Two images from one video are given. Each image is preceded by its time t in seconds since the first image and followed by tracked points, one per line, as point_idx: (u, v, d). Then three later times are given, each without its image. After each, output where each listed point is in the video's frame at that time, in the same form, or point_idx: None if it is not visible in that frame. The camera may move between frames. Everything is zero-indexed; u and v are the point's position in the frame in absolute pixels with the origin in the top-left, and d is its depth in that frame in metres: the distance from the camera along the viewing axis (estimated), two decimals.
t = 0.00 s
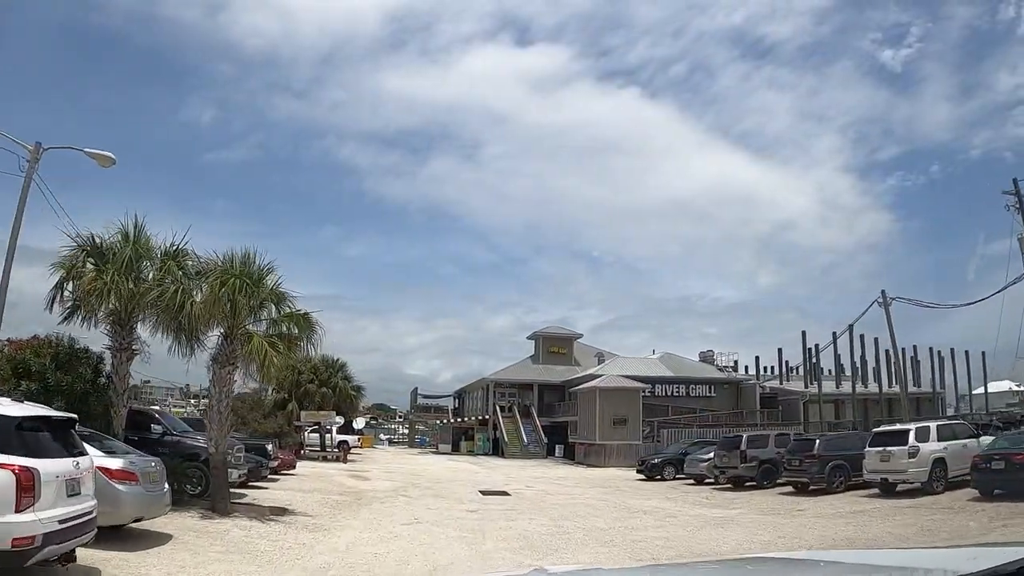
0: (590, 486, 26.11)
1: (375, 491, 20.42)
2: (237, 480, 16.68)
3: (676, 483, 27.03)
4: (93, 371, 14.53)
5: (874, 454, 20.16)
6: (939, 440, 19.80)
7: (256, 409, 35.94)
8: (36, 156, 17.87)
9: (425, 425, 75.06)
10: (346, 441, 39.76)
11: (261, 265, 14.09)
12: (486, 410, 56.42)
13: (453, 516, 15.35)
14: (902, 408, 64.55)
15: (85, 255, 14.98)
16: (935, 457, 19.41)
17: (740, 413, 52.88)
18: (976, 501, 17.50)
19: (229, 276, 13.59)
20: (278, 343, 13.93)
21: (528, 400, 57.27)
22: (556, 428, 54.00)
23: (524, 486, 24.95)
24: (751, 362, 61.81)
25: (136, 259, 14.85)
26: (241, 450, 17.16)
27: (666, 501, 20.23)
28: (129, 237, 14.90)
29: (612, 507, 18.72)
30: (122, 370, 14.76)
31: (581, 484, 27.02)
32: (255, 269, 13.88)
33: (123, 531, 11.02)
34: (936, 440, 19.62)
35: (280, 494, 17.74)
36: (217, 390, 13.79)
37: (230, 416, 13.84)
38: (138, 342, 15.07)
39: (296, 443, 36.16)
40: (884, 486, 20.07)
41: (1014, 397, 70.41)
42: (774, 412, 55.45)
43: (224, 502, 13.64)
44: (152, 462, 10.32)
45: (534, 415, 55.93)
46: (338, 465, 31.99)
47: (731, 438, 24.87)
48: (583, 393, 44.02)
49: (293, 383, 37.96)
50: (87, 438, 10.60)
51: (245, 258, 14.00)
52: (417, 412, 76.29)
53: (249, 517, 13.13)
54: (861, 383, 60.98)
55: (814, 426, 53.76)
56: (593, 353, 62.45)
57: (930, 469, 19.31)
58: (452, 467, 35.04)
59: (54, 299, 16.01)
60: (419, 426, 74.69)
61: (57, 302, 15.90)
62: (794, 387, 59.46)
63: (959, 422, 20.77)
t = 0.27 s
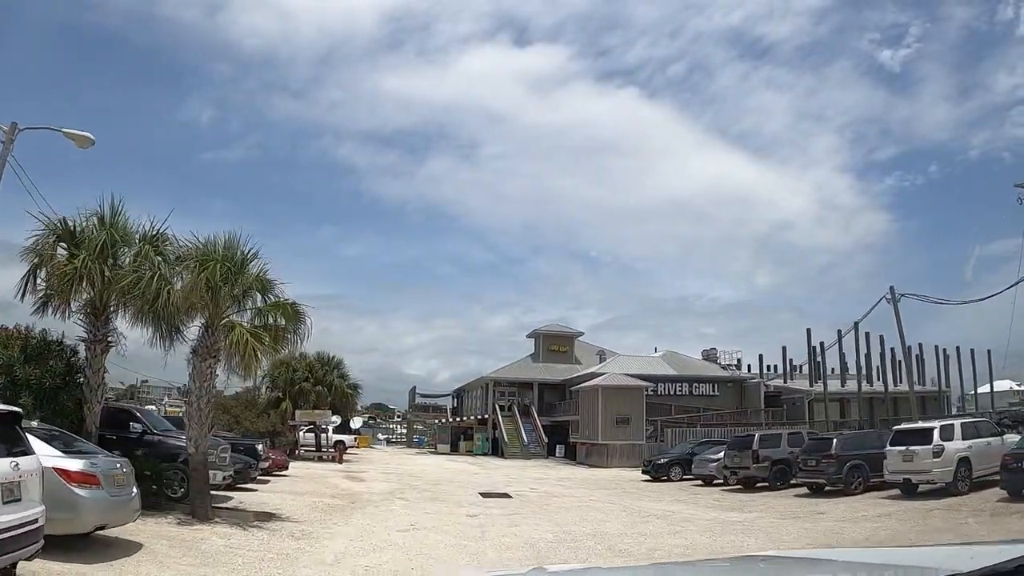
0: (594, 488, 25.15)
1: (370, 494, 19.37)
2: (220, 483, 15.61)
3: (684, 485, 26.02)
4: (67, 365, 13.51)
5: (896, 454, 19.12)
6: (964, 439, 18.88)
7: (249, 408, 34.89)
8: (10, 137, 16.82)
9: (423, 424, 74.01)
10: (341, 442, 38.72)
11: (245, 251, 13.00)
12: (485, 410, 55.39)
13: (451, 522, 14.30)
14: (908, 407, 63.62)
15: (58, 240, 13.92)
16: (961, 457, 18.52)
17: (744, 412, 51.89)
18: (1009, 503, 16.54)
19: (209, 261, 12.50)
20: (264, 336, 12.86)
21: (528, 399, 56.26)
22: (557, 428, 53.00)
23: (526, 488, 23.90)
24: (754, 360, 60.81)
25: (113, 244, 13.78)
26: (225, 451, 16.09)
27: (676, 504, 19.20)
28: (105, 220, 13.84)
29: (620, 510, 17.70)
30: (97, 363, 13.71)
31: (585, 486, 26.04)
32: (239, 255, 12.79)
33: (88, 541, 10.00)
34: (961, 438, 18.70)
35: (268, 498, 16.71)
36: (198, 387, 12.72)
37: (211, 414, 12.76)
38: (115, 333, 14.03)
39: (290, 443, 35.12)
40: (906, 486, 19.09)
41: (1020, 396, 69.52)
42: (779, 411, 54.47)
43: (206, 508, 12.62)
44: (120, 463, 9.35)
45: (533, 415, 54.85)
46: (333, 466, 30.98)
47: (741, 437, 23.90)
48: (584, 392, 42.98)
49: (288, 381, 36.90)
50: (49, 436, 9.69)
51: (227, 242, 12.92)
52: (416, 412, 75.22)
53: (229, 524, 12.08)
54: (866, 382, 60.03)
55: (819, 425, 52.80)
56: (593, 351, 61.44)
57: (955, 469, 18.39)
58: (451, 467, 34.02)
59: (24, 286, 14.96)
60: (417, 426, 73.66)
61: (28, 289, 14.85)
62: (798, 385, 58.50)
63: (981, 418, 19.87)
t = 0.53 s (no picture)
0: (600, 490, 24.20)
1: (365, 496, 18.36)
2: (204, 486, 14.62)
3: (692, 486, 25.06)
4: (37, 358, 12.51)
5: (921, 454, 18.23)
6: (993, 437, 17.86)
7: (242, 406, 33.89)
8: None
9: (421, 424, 73.00)
10: (338, 442, 37.71)
11: (228, 234, 12.04)
12: (485, 409, 54.38)
13: (452, 528, 13.32)
14: (914, 407, 62.75)
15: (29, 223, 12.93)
16: (989, 456, 17.55)
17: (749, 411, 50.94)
18: None
19: (189, 244, 11.52)
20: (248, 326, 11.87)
21: (529, 398, 55.28)
22: (558, 427, 52.02)
23: (529, 490, 22.90)
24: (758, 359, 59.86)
25: (86, 228, 12.79)
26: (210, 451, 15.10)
27: (688, 509, 18.23)
28: (78, 202, 12.85)
29: (631, 515, 16.71)
30: (69, 355, 12.72)
31: (591, 488, 25.09)
32: (221, 239, 11.81)
33: (50, 551, 9.01)
34: (990, 437, 17.71)
35: (256, 502, 15.72)
36: (175, 381, 11.72)
37: (192, 411, 11.78)
38: (90, 323, 13.04)
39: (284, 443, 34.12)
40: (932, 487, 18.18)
41: None
42: (784, 411, 53.52)
43: (184, 514, 11.62)
44: (79, 465, 8.40)
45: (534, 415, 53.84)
46: (328, 467, 29.98)
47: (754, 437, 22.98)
48: (587, 390, 42.00)
49: (282, 379, 35.89)
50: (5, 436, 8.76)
51: (208, 224, 11.95)
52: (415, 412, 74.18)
53: (210, 533, 11.06)
54: (872, 381, 59.11)
55: (826, 425, 51.86)
56: (595, 350, 60.46)
57: (985, 469, 17.43)
58: (451, 469, 33.03)
59: None
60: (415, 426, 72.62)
61: None
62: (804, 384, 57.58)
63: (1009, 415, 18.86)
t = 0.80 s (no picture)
0: (605, 493, 23.23)
1: (357, 500, 17.37)
2: (182, 489, 13.60)
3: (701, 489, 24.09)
4: None
5: (946, 454, 17.28)
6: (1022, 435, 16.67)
7: (233, 405, 32.88)
8: None
9: (419, 424, 71.95)
10: (332, 442, 36.72)
11: (204, 215, 11.00)
12: (483, 409, 53.37)
13: (447, 537, 12.23)
14: (920, 406, 61.97)
15: None
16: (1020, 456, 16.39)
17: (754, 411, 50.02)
18: None
19: (159, 225, 10.46)
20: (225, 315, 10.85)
21: (528, 398, 54.28)
22: (558, 427, 51.03)
23: (530, 492, 21.91)
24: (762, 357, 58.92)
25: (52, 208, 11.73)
26: (189, 452, 14.09)
27: (700, 514, 17.24)
28: (43, 180, 11.79)
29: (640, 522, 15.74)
30: (32, 347, 11.69)
31: (594, 490, 24.12)
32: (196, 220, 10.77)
33: None
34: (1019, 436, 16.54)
35: (240, 506, 14.74)
36: (146, 375, 10.70)
37: (163, 408, 10.77)
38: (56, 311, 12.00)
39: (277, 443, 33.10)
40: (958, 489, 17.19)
41: None
42: (788, 411, 52.58)
43: (155, 521, 10.64)
44: (24, 468, 7.32)
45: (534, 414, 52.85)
46: (322, 468, 28.96)
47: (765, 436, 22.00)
48: (588, 389, 40.98)
49: (275, 377, 34.82)
50: None
51: (181, 203, 10.90)
52: (412, 412, 73.14)
53: (181, 545, 10.01)
54: (878, 380, 58.18)
55: (832, 424, 50.93)
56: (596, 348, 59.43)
57: (1014, 469, 16.36)
58: (449, 470, 32.04)
59: None
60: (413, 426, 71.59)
61: None
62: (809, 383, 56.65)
63: None
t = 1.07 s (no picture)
0: (610, 495, 22.26)
1: (350, 503, 16.40)
2: (158, 493, 12.59)
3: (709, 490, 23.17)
4: None
5: (973, 453, 16.34)
6: None
7: (224, 403, 31.90)
8: None
9: (417, 423, 70.97)
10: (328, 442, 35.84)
11: (177, 190, 9.98)
12: (483, 408, 52.35)
13: (444, 545, 11.30)
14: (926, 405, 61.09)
15: None
16: None
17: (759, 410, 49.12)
18: None
19: (125, 200, 9.44)
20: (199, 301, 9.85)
21: (528, 396, 53.31)
22: (559, 427, 50.06)
23: (532, 494, 20.95)
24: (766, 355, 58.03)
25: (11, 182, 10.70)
26: (167, 453, 13.06)
27: (712, 520, 16.28)
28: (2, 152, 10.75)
29: (650, 528, 14.79)
30: None
31: (599, 492, 23.16)
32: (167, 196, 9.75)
33: None
34: None
35: (223, 511, 13.77)
36: (110, 367, 9.70)
37: (130, 403, 9.79)
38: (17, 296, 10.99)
39: (270, 443, 32.12)
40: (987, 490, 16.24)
41: None
42: (794, 409, 51.70)
43: (121, 529, 9.70)
44: None
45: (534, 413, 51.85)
46: (317, 468, 28.03)
47: (779, 436, 21.35)
48: (590, 387, 39.99)
49: (268, 375, 33.77)
50: None
51: (151, 176, 9.86)
52: (411, 411, 72.12)
53: (147, 557, 9.00)
54: (884, 378, 57.30)
55: (838, 423, 50.03)
56: (597, 346, 58.44)
57: None
58: (448, 470, 31.05)
59: None
60: (411, 425, 70.64)
61: None
62: (814, 382, 55.76)
63: None
